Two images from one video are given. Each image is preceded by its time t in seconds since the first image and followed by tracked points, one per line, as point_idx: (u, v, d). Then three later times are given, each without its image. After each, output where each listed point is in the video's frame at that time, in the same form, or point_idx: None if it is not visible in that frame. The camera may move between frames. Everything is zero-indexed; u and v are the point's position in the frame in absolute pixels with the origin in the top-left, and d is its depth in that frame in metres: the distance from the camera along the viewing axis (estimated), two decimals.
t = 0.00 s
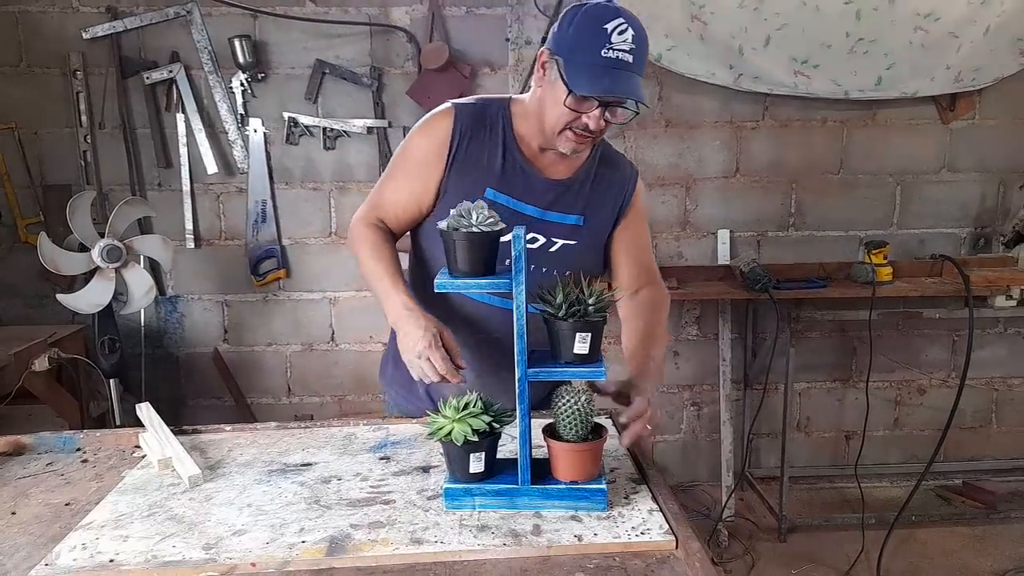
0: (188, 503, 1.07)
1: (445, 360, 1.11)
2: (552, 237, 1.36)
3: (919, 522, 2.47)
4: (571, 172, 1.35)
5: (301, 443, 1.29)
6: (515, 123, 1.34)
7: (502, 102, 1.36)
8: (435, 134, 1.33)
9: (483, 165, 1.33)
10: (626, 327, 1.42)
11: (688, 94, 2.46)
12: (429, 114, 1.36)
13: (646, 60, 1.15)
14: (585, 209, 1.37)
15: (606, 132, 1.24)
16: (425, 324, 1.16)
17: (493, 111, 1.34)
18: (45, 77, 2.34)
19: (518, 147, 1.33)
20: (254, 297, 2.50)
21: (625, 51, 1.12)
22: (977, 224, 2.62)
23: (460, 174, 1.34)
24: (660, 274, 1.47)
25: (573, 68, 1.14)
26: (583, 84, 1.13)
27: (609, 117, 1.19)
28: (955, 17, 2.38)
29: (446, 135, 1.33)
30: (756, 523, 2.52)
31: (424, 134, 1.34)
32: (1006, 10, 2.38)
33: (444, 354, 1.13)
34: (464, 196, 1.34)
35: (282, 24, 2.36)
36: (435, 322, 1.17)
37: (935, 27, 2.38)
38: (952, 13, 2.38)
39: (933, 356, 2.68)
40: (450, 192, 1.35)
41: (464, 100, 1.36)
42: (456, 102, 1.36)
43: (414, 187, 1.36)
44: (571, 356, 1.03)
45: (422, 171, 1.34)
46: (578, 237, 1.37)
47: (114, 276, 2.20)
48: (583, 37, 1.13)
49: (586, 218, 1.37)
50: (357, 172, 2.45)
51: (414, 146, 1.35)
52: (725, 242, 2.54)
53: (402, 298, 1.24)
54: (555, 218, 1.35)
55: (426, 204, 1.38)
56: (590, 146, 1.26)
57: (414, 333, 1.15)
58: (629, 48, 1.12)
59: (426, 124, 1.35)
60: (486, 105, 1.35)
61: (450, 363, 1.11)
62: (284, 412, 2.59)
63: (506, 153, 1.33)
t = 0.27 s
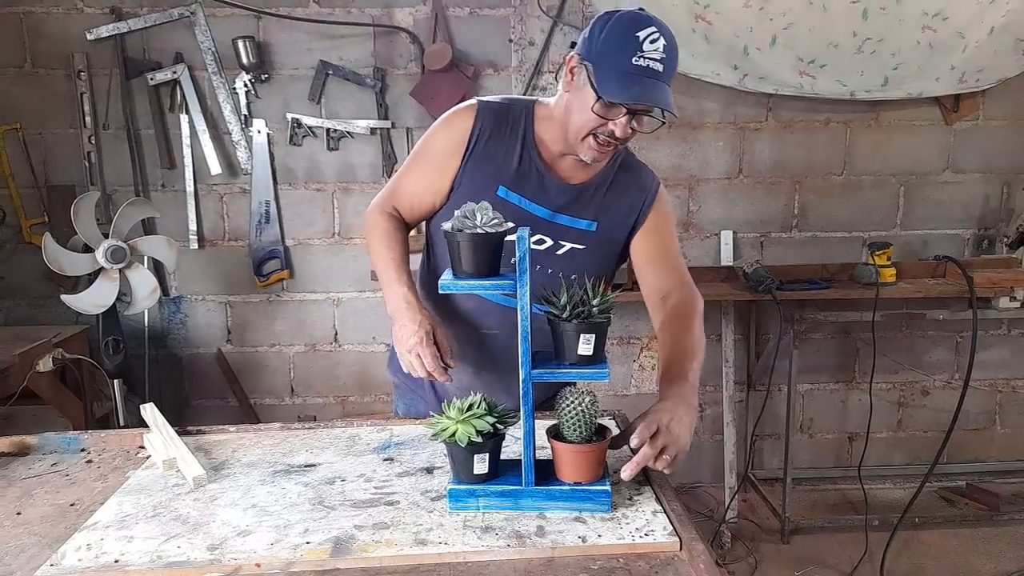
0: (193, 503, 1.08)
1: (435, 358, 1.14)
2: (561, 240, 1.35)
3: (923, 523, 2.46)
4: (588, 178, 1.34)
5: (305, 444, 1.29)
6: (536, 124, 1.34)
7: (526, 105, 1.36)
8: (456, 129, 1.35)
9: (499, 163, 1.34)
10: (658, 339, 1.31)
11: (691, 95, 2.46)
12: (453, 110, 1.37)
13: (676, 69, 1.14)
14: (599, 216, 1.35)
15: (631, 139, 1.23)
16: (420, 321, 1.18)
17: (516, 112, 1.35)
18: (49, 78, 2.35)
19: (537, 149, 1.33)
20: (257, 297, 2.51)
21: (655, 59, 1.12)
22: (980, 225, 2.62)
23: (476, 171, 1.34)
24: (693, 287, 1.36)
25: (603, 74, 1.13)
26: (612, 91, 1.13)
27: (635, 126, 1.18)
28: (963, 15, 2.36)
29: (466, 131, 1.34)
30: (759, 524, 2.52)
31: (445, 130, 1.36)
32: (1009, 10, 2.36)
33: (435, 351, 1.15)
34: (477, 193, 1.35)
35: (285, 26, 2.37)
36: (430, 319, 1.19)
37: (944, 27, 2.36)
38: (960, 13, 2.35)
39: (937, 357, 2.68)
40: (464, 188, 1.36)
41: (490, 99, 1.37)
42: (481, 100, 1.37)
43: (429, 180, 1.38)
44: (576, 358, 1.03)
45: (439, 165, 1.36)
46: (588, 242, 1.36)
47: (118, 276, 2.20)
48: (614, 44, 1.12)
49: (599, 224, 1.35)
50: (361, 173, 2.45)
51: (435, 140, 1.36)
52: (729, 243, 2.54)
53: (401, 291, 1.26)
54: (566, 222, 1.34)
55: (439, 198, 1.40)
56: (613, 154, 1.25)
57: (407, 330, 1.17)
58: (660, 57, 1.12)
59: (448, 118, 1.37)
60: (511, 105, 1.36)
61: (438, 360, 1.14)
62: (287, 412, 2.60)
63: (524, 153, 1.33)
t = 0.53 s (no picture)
0: (195, 503, 1.08)
1: (413, 351, 1.19)
2: (562, 241, 1.35)
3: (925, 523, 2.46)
4: (596, 182, 1.34)
5: (306, 444, 1.29)
6: (550, 126, 1.35)
7: (542, 107, 1.37)
8: (469, 126, 1.38)
9: (507, 161, 1.35)
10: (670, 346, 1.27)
11: (693, 94, 2.46)
12: (469, 107, 1.40)
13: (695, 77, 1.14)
14: (604, 220, 1.34)
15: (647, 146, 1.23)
16: (403, 314, 1.24)
17: (531, 112, 1.37)
18: (51, 77, 2.35)
19: (547, 150, 1.34)
20: (259, 297, 2.51)
21: (675, 66, 1.12)
22: (982, 225, 2.61)
23: (484, 167, 1.36)
24: (707, 295, 1.32)
25: (623, 80, 1.13)
26: (631, 96, 1.12)
27: (652, 133, 1.18)
28: (971, 14, 2.35)
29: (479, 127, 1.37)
30: (761, 524, 2.52)
31: (459, 126, 1.39)
32: (1014, 9, 2.35)
33: (415, 344, 1.21)
34: (483, 189, 1.37)
35: (287, 25, 2.37)
36: (415, 313, 1.25)
37: (951, 24, 2.36)
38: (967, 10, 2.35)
39: (939, 357, 2.68)
40: (469, 183, 1.38)
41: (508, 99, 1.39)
42: (499, 98, 1.40)
43: (438, 174, 1.41)
44: (577, 357, 1.03)
45: (449, 160, 1.40)
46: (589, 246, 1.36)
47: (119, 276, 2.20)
48: (635, 50, 1.12)
49: (603, 229, 1.35)
50: (362, 172, 2.45)
51: (449, 135, 1.40)
52: (730, 243, 2.54)
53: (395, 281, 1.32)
54: (567, 224, 1.34)
55: (446, 192, 1.43)
56: (629, 159, 1.24)
57: (392, 321, 1.24)
58: (679, 64, 1.12)
59: (464, 115, 1.40)
60: (527, 105, 1.38)
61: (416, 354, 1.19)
62: (288, 412, 2.60)
63: (533, 153, 1.34)
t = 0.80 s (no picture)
0: (192, 501, 1.07)
1: (409, 348, 1.19)
2: (562, 240, 1.35)
3: (922, 520, 2.46)
4: (597, 180, 1.33)
5: (304, 441, 1.29)
6: (550, 124, 1.34)
7: (543, 105, 1.37)
8: (469, 123, 1.38)
9: (507, 158, 1.35)
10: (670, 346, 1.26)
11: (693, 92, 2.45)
12: (469, 104, 1.40)
13: (696, 74, 1.14)
14: (604, 219, 1.34)
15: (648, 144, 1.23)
16: (401, 312, 1.24)
17: (531, 110, 1.36)
18: (47, 74, 2.34)
19: (547, 147, 1.34)
20: (257, 294, 2.51)
21: (677, 63, 1.11)
22: (981, 222, 2.61)
23: (484, 165, 1.36)
24: (708, 296, 1.31)
25: (624, 76, 1.12)
26: (633, 93, 1.11)
27: (654, 131, 1.17)
28: (974, 9, 2.31)
29: (479, 124, 1.37)
30: (759, 521, 2.52)
31: (459, 123, 1.39)
32: (1017, 5, 2.31)
33: (411, 341, 1.21)
34: (483, 187, 1.37)
35: (285, 22, 2.36)
36: (412, 311, 1.25)
37: (953, 20, 2.32)
38: (970, 5, 2.30)
39: (937, 354, 2.68)
40: (469, 181, 1.38)
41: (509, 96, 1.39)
42: (499, 96, 1.39)
43: (438, 171, 1.41)
44: (575, 354, 1.03)
45: (449, 158, 1.39)
46: (589, 245, 1.35)
47: (117, 273, 2.20)
48: (636, 47, 1.12)
49: (603, 228, 1.34)
50: (360, 169, 2.44)
51: (449, 132, 1.40)
52: (729, 240, 2.54)
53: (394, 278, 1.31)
54: (567, 222, 1.34)
55: (446, 189, 1.43)
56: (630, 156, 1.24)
57: (389, 318, 1.24)
58: (681, 60, 1.11)
59: (465, 112, 1.40)
60: (528, 103, 1.38)
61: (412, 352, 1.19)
62: (287, 409, 2.60)
63: (533, 151, 1.34)
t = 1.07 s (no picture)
0: (191, 500, 1.08)
1: (414, 349, 1.20)
2: (563, 240, 1.36)
3: (920, 519, 2.47)
4: (597, 181, 1.34)
5: (304, 441, 1.30)
6: (550, 125, 1.35)
7: (543, 106, 1.37)
8: (470, 125, 1.38)
9: (507, 160, 1.36)
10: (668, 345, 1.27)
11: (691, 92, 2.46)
12: (470, 106, 1.41)
13: (695, 72, 1.15)
14: (604, 219, 1.35)
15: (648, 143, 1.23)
16: (405, 313, 1.25)
17: (531, 111, 1.37)
18: (47, 75, 2.35)
19: (548, 148, 1.34)
20: (257, 295, 2.51)
21: (676, 61, 1.12)
22: (978, 222, 2.62)
23: (484, 166, 1.37)
24: (706, 295, 1.32)
25: (623, 75, 1.13)
26: (633, 91, 1.12)
27: (653, 129, 1.18)
28: (973, 9, 2.33)
29: (479, 126, 1.37)
30: (757, 520, 2.53)
31: (460, 125, 1.39)
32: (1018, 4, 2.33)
33: (417, 343, 1.22)
34: (484, 188, 1.37)
35: (285, 23, 2.37)
36: (416, 312, 1.26)
37: (954, 19, 2.33)
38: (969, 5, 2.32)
39: (935, 353, 2.69)
40: (470, 182, 1.38)
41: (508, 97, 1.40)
42: (499, 97, 1.40)
43: (439, 172, 1.41)
44: (573, 354, 1.04)
45: (449, 159, 1.40)
46: (590, 245, 1.36)
47: (116, 274, 2.21)
48: (635, 45, 1.12)
49: (604, 228, 1.35)
50: (360, 170, 2.45)
51: (450, 134, 1.40)
52: (727, 240, 2.55)
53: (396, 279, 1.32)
54: (567, 223, 1.35)
55: (447, 190, 1.43)
56: (630, 155, 1.24)
57: (394, 319, 1.24)
58: (679, 59, 1.12)
59: (465, 114, 1.40)
60: (528, 104, 1.39)
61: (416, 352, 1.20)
62: (286, 409, 2.60)
63: (533, 152, 1.35)
